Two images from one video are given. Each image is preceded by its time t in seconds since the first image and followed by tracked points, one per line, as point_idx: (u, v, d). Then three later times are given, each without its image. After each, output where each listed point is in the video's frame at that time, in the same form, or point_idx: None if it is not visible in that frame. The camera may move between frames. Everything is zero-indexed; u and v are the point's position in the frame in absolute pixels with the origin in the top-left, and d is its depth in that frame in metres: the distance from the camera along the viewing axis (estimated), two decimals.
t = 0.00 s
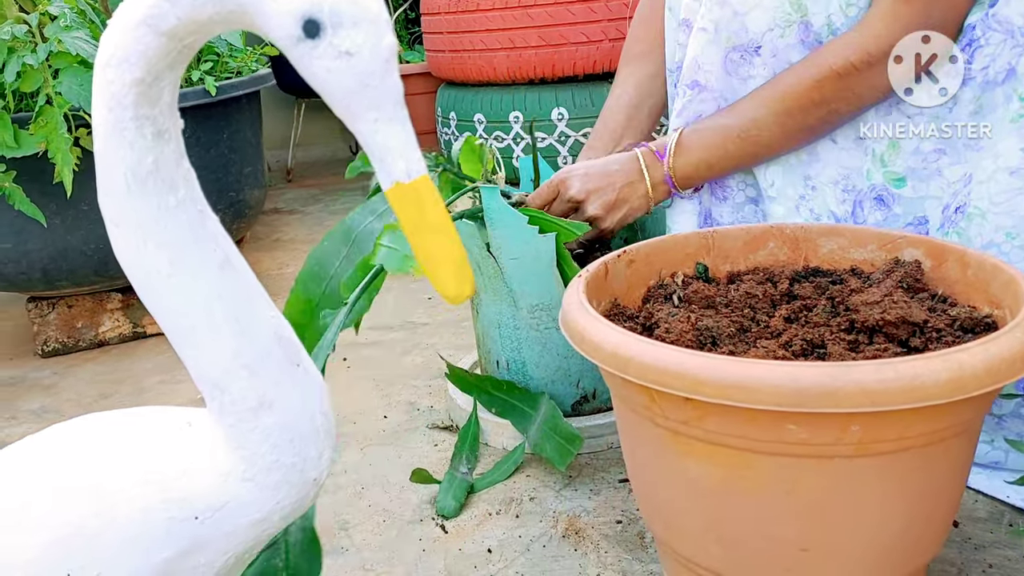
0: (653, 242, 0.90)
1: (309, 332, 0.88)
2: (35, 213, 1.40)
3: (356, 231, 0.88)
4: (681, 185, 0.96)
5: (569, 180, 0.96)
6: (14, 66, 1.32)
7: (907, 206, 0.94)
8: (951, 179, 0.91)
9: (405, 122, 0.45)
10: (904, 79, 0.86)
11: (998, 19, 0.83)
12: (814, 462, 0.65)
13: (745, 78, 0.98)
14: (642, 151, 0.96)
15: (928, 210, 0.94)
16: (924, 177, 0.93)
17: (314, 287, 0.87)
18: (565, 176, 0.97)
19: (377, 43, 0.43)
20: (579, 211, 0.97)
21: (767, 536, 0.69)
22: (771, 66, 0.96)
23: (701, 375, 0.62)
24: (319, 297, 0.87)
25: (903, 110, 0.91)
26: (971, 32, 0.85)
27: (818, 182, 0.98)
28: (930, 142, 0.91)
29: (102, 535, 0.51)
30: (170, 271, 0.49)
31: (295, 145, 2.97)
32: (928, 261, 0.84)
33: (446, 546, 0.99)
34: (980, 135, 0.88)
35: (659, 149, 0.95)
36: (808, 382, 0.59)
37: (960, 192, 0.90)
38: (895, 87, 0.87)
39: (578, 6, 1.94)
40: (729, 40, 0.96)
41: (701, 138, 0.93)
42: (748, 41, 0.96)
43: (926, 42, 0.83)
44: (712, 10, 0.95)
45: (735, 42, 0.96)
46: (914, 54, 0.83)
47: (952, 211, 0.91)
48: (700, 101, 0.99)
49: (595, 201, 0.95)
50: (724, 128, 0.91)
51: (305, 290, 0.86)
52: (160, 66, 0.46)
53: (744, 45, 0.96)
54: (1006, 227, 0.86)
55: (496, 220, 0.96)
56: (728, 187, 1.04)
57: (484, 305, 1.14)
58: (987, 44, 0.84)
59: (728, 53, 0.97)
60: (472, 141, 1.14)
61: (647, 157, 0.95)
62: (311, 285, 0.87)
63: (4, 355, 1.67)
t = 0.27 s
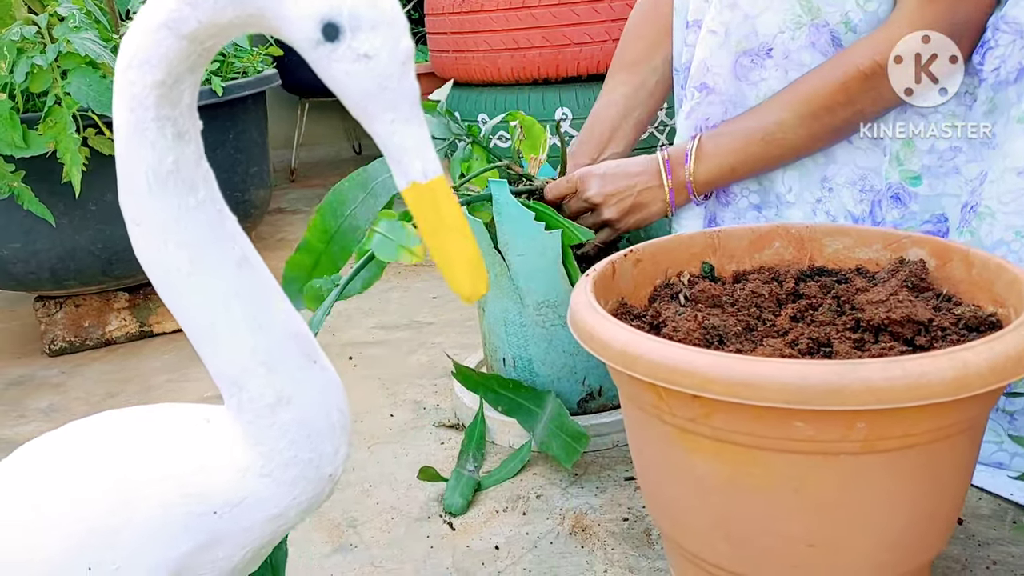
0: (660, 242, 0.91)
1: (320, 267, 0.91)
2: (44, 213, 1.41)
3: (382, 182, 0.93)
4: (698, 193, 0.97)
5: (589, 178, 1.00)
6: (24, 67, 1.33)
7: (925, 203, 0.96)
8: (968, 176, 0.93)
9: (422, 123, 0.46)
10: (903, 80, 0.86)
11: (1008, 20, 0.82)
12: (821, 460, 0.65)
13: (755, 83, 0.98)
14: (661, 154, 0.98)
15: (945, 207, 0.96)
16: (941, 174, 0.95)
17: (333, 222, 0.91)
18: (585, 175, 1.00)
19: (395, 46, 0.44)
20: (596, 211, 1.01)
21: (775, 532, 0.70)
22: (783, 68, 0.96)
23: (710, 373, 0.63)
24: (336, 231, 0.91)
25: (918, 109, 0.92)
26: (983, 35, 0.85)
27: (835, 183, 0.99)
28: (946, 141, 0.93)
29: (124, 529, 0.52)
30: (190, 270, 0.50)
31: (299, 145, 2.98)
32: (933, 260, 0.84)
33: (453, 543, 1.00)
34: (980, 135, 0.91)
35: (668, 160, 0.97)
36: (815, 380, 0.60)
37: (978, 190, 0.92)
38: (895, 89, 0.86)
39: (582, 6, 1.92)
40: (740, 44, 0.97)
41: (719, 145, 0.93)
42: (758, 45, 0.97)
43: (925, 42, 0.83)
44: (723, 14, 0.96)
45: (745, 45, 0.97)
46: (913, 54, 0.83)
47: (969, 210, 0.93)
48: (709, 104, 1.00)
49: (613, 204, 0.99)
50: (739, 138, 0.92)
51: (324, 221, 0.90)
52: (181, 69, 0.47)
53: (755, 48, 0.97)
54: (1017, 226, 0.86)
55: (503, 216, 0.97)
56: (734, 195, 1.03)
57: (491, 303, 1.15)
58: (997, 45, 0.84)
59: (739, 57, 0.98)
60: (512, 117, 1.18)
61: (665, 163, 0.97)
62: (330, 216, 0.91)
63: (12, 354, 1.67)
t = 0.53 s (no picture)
0: (668, 243, 0.92)
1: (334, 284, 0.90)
2: (53, 213, 1.41)
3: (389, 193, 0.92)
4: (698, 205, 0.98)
5: (595, 186, 1.00)
6: (34, 69, 1.34)
7: (923, 209, 0.97)
8: (964, 182, 0.94)
9: (443, 129, 0.47)
10: (903, 81, 0.86)
11: (1010, 23, 0.83)
12: (830, 460, 0.66)
13: (761, 85, 0.99)
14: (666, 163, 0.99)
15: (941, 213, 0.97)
16: (938, 180, 0.96)
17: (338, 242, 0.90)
18: (590, 183, 1.01)
19: (418, 54, 0.45)
20: (599, 217, 1.02)
21: (784, 531, 0.70)
22: (788, 71, 0.97)
23: (721, 373, 0.64)
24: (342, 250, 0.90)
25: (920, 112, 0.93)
26: (984, 39, 0.86)
27: (836, 186, 1.00)
28: (944, 148, 0.94)
29: (149, 526, 0.53)
30: (213, 271, 0.51)
31: (302, 146, 2.99)
32: (939, 262, 0.85)
33: (463, 542, 1.00)
34: (980, 135, 0.91)
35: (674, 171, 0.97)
36: (825, 380, 0.61)
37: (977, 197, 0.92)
38: (896, 91, 0.86)
39: (586, 8, 1.86)
40: (747, 46, 0.98)
41: (720, 155, 0.94)
42: (766, 47, 0.97)
43: (925, 42, 0.84)
44: (731, 16, 0.97)
45: (753, 48, 0.98)
46: (913, 54, 0.83)
47: (968, 216, 0.94)
48: (715, 105, 1.01)
49: (616, 212, 1.00)
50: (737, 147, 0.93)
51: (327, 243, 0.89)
52: (206, 74, 0.48)
53: (762, 51, 0.98)
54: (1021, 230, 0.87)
55: (513, 218, 0.98)
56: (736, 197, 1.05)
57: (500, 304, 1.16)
58: (998, 48, 0.85)
59: (746, 59, 0.99)
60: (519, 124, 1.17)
61: (671, 174, 0.98)
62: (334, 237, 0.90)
63: (20, 354, 1.68)
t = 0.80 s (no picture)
0: (673, 241, 0.93)
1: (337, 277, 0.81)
2: (61, 211, 1.43)
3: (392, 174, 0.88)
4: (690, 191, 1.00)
5: (588, 167, 0.99)
6: (43, 67, 1.35)
7: (920, 207, 0.98)
8: (961, 181, 0.95)
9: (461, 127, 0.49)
10: (903, 81, 0.87)
11: (1008, 24, 0.85)
12: (834, 454, 0.67)
13: (763, 81, 1.00)
14: (659, 146, 0.99)
15: (939, 211, 0.97)
16: (936, 178, 0.96)
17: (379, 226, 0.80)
18: (585, 163, 0.99)
19: (435, 54, 0.46)
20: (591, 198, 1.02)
21: (788, 524, 0.72)
22: (790, 67, 0.98)
23: (728, 367, 0.65)
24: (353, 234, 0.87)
25: (919, 112, 0.94)
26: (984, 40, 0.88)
27: (835, 184, 1.01)
28: (942, 147, 0.95)
29: (170, 515, 0.56)
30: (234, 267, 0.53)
31: (305, 144, 3.00)
32: (941, 260, 0.86)
33: (469, 535, 1.02)
34: (980, 135, 0.93)
35: (670, 154, 0.98)
36: (830, 375, 0.62)
37: (974, 196, 0.94)
38: (896, 90, 0.88)
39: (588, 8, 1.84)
40: (750, 43, 0.99)
41: (718, 142, 0.95)
42: (768, 44, 0.98)
43: (925, 42, 0.85)
44: (735, 11, 0.98)
45: (756, 44, 0.99)
46: (913, 54, 0.85)
47: (966, 214, 0.95)
48: (716, 101, 1.02)
49: (608, 195, 1.00)
50: (729, 139, 0.95)
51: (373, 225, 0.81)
52: (227, 73, 0.49)
53: (765, 47, 0.99)
54: (1017, 229, 0.88)
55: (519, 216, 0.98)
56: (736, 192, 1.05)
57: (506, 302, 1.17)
58: (996, 49, 0.87)
59: (748, 55, 1.00)
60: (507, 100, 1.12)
61: (666, 159, 0.98)
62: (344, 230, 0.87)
63: (27, 350, 1.69)
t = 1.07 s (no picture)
0: (677, 242, 0.94)
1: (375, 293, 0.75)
2: (68, 212, 1.43)
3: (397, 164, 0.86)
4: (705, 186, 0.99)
5: (607, 160, 0.98)
6: (50, 69, 1.36)
7: (931, 204, 0.99)
8: (972, 180, 0.97)
9: (472, 132, 0.50)
10: (903, 81, 0.88)
11: (1010, 28, 0.85)
12: (836, 454, 0.68)
13: (772, 83, 1.01)
14: (679, 139, 0.98)
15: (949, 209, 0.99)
16: (946, 177, 0.98)
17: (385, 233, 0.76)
18: (602, 157, 0.99)
19: (449, 60, 0.48)
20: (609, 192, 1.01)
21: (791, 522, 0.73)
22: (800, 68, 0.99)
23: (732, 368, 0.66)
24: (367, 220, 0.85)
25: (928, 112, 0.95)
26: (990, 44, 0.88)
27: (848, 185, 1.01)
28: (952, 146, 0.97)
29: (187, 511, 0.57)
30: (251, 268, 0.55)
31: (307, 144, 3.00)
32: (942, 261, 0.87)
33: (474, 534, 1.03)
34: (979, 135, 0.95)
35: (689, 150, 0.97)
36: (832, 375, 0.63)
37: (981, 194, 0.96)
38: (895, 91, 0.88)
39: (590, 9, 1.82)
40: (759, 45, 1.00)
41: (735, 138, 0.95)
42: (778, 45, 0.99)
43: (925, 42, 0.86)
44: (744, 13, 0.99)
45: (765, 46, 1.00)
46: (914, 54, 0.86)
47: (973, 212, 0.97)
48: (726, 103, 1.02)
49: (626, 189, 0.99)
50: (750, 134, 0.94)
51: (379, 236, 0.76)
52: (246, 80, 0.51)
53: (774, 49, 1.00)
54: (1014, 230, 0.89)
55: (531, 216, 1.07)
56: (745, 196, 1.06)
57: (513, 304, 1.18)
58: (999, 51, 0.87)
59: (758, 57, 1.00)
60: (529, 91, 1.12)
61: (683, 153, 0.97)
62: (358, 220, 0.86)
63: (32, 350, 1.70)
